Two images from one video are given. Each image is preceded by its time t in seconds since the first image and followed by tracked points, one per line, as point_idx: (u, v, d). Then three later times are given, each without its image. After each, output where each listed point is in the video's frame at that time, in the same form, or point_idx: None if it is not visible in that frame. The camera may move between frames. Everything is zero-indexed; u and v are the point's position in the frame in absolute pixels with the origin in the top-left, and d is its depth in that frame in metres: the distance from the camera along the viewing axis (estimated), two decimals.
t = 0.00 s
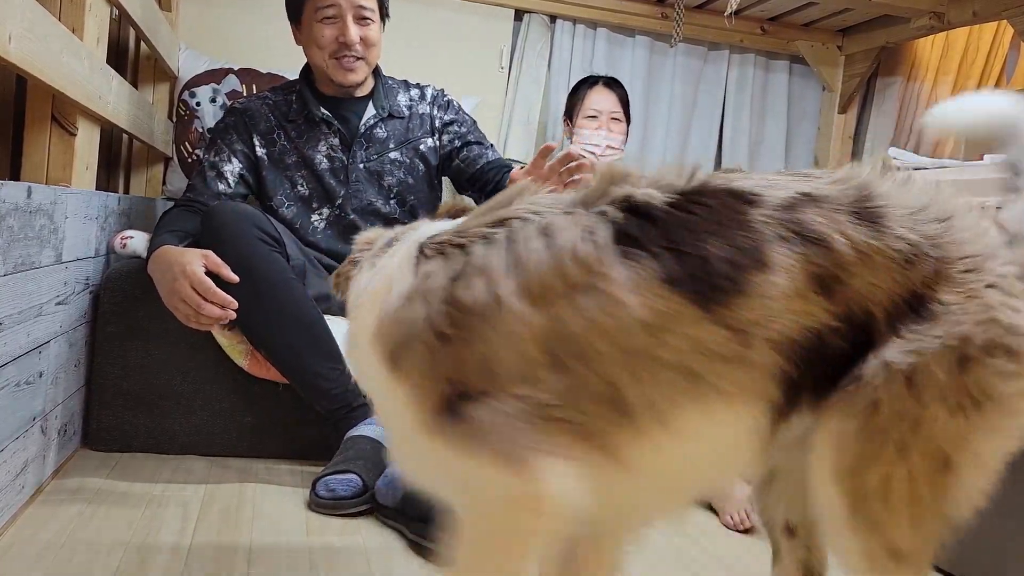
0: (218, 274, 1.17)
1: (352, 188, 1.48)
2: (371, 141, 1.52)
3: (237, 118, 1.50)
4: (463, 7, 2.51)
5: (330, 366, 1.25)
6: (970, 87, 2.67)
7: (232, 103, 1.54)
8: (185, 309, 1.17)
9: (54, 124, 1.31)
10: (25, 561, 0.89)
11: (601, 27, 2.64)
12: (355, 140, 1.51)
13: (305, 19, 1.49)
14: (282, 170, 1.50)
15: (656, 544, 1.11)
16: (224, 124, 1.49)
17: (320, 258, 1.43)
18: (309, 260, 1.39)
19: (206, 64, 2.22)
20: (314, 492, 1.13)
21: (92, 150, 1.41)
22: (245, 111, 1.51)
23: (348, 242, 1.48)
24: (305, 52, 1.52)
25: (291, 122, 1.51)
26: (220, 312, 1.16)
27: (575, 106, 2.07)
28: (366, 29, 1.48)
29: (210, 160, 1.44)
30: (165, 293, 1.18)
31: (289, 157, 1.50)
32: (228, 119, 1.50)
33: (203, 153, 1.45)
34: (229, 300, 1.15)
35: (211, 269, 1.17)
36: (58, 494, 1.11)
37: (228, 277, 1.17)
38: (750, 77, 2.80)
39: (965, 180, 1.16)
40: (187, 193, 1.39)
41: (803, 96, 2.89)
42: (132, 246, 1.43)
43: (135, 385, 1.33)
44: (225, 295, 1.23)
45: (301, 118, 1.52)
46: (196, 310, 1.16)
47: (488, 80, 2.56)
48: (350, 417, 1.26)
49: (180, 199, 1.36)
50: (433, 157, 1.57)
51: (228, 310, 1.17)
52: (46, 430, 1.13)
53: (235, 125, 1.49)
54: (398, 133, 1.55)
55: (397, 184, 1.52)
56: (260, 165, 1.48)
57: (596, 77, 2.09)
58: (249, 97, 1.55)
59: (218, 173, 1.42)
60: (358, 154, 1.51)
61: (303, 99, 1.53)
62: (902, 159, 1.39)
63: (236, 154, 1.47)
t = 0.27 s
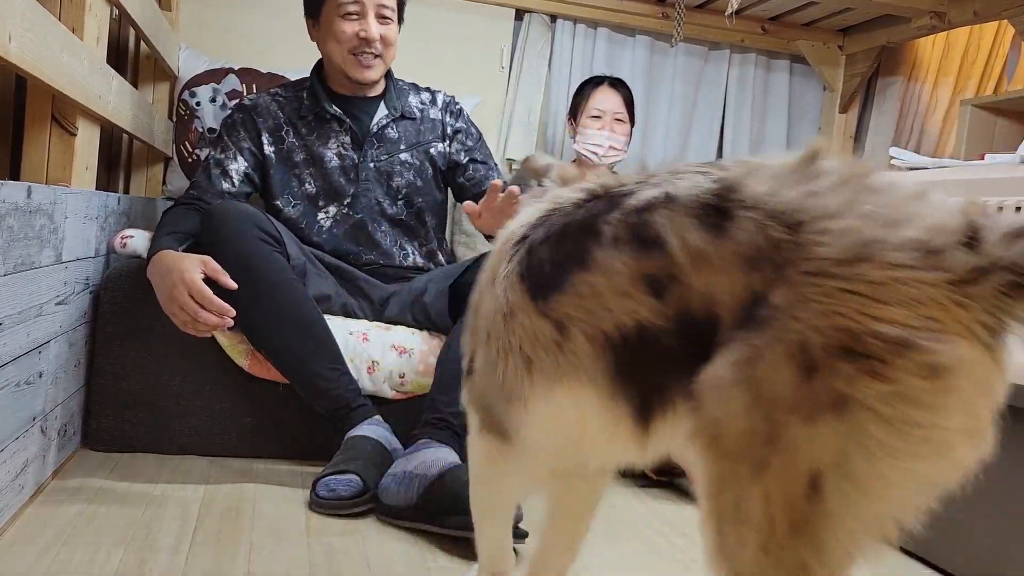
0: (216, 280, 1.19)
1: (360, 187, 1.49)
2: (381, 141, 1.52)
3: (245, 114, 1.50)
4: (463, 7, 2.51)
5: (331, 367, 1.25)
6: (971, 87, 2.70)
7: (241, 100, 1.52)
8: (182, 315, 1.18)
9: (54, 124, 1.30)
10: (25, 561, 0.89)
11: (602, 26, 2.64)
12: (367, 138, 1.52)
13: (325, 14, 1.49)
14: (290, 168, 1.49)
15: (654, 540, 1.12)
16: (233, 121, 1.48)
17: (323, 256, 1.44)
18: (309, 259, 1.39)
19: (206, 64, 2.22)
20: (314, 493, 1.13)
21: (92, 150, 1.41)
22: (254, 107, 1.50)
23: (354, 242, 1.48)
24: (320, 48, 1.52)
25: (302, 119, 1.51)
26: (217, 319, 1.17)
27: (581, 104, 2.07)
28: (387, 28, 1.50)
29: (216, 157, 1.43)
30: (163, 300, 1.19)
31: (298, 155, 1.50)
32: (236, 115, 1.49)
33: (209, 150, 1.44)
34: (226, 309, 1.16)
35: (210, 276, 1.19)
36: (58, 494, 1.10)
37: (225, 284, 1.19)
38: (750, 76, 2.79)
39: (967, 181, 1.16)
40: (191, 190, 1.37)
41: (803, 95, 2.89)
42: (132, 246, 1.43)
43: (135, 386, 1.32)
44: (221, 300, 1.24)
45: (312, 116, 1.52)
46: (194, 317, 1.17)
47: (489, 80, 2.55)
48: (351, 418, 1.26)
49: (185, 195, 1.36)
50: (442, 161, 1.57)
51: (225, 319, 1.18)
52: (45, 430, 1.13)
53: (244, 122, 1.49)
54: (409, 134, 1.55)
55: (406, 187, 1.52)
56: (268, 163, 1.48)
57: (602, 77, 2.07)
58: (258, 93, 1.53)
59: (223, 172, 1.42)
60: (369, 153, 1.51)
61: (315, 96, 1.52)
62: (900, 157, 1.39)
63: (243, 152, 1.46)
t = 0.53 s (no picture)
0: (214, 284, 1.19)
1: (364, 187, 1.49)
2: (388, 143, 1.52)
3: (252, 113, 1.47)
4: (463, 7, 2.51)
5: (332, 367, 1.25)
6: (971, 87, 2.68)
7: (249, 98, 1.50)
8: (179, 319, 1.18)
9: (54, 124, 1.30)
10: (25, 561, 0.89)
11: (601, 27, 2.64)
12: (374, 139, 1.51)
13: (339, 11, 1.48)
14: (296, 168, 1.48)
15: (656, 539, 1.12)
16: (239, 119, 1.45)
17: (323, 256, 1.44)
18: (309, 259, 1.40)
19: (206, 64, 2.22)
20: (314, 493, 1.13)
21: (92, 150, 1.41)
22: (261, 106, 1.48)
23: (354, 244, 1.48)
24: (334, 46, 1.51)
25: (310, 119, 1.50)
26: (213, 322, 1.17)
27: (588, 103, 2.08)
28: (401, 28, 1.50)
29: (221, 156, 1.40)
30: (161, 304, 1.19)
31: (305, 155, 1.48)
32: (243, 113, 1.46)
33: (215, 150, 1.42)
34: (223, 314, 1.16)
35: (207, 279, 1.19)
36: (58, 494, 1.11)
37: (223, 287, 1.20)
38: (749, 77, 2.80)
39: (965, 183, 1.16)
40: (196, 189, 1.36)
41: (803, 96, 2.89)
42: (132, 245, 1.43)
43: (135, 386, 1.32)
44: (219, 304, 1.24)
45: (320, 116, 1.50)
46: (190, 321, 1.17)
47: (488, 80, 2.55)
48: (351, 418, 1.26)
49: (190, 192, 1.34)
50: (448, 165, 1.57)
51: (223, 323, 1.17)
52: (45, 430, 1.13)
53: (250, 121, 1.46)
54: (416, 137, 1.55)
55: (410, 189, 1.52)
56: (275, 163, 1.46)
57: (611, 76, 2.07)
58: (266, 91, 1.51)
59: (228, 171, 1.39)
60: (375, 155, 1.51)
61: (322, 95, 1.51)
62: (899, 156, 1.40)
63: (249, 150, 1.43)
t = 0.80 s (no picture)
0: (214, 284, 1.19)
1: (365, 189, 1.49)
2: (389, 144, 1.52)
3: (254, 113, 1.46)
4: (463, 7, 2.51)
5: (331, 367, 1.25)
6: (971, 87, 2.72)
7: (251, 99, 1.50)
8: (180, 321, 1.18)
9: (54, 124, 1.31)
10: (26, 561, 0.89)
11: (601, 27, 2.65)
12: (375, 140, 1.51)
13: (343, 6, 1.48)
14: (297, 168, 1.48)
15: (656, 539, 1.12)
16: (241, 119, 1.45)
17: (323, 256, 1.44)
18: (310, 261, 1.40)
19: (207, 64, 2.22)
20: (314, 492, 1.13)
21: (92, 150, 1.41)
22: (263, 106, 1.47)
23: (354, 245, 1.49)
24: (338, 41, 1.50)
25: (311, 120, 1.50)
26: (212, 323, 1.16)
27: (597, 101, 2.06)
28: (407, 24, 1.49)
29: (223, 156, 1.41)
30: (162, 306, 1.19)
31: (306, 156, 1.48)
32: (245, 113, 1.46)
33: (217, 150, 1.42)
34: (223, 314, 1.16)
35: (207, 280, 1.19)
36: (58, 494, 1.11)
37: (223, 287, 1.19)
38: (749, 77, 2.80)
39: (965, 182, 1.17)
40: (197, 189, 1.36)
41: (803, 96, 2.90)
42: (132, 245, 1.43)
43: (135, 386, 1.33)
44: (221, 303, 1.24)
45: (322, 116, 1.50)
46: (190, 322, 1.17)
47: (489, 80, 2.56)
48: (351, 418, 1.25)
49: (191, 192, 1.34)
50: (450, 166, 1.57)
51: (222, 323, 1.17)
52: (46, 430, 1.13)
53: (252, 121, 1.46)
54: (417, 138, 1.55)
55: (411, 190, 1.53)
56: (276, 164, 1.46)
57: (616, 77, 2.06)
58: (268, 91, 1.51)
59: (229, 171, 1.40)
60: (377, 156, 1.51)
61: (325, 95, 1.51)
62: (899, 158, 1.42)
63: (250, 150, 1.44)
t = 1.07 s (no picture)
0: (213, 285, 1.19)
1: (366, 190, 1.49)
2: (390, 144, 1.52)
3: (255, 113, 1.47)
4: (463, 7, 2.51)
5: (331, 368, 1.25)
6: (971, 87, 2.73)
7: (252, 98, 1.50)
8: (179, 321, 1.18)
9: (55, 124, 1.31)
10: (26, 561, 0.89)
11: (601, 27, 2.65)
12: (376, 141, 1.51)
13: (344, 4, 1.48)
14: (298, 169, 1.48)
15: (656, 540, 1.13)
16: (242, 119, 1.46)
17: (323, 257, 1.45)
18: (309, 262, 1.41)
19: (207, 64, 2.22)
20: (314, 492, 1.13)
21: (92, 150, 1.42)
22: (264, 106, 1.48)
23: (354, 245, 1.49)
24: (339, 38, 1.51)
25: (312, 120, 1.50)
26: (211, 324, 1.16)
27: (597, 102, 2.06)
28: (408, 20, 1.50)
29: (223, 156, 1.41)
30: (161, 306, 1.19)
31: (307, 156, 1.48)
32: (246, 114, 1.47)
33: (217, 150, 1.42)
34: (222, 316, 1.16)
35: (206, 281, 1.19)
36: (58, 494, 1.11)
37: (222, 288, 1.19)
38: (749, 77, 2.80)
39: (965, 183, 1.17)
40: (198, 189, 1.36)
41: (803, 96, 2.90)
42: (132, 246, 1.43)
43: (135, 386, 1.33)
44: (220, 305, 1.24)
45: (323, 116, 1.50)
46: (189, 323, 1.17)
47: (489, 80, 2.56)
48: (351, 418, 1.25)
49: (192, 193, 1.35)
50: (450, 166, 1.57)
51: (221, 324, 1.17)
52: (46, 430, 1.13)
53: (253, 122, 1.46)
54: (418, 139, 1.55)
55: (412, 190, 1.52)
56: (276, 164, 1.46)
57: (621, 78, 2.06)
58: (269, 91, 1.51)
59: (230, 171, 1.40)
60: (377, 156, 1.51)
61: (327, 94, 1.51)
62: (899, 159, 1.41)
63: (251, 151, 1.44)
